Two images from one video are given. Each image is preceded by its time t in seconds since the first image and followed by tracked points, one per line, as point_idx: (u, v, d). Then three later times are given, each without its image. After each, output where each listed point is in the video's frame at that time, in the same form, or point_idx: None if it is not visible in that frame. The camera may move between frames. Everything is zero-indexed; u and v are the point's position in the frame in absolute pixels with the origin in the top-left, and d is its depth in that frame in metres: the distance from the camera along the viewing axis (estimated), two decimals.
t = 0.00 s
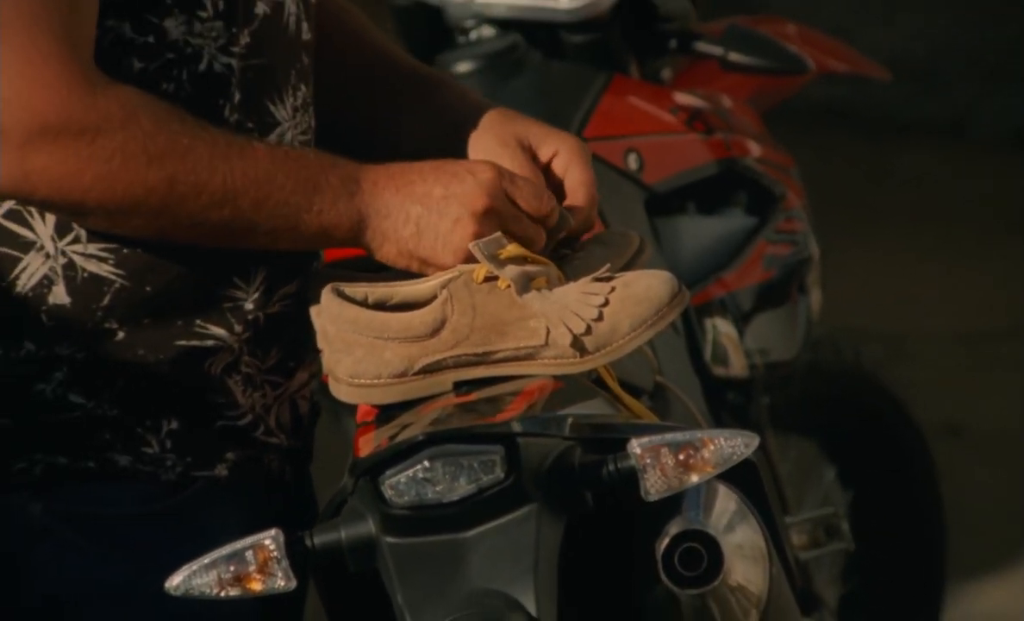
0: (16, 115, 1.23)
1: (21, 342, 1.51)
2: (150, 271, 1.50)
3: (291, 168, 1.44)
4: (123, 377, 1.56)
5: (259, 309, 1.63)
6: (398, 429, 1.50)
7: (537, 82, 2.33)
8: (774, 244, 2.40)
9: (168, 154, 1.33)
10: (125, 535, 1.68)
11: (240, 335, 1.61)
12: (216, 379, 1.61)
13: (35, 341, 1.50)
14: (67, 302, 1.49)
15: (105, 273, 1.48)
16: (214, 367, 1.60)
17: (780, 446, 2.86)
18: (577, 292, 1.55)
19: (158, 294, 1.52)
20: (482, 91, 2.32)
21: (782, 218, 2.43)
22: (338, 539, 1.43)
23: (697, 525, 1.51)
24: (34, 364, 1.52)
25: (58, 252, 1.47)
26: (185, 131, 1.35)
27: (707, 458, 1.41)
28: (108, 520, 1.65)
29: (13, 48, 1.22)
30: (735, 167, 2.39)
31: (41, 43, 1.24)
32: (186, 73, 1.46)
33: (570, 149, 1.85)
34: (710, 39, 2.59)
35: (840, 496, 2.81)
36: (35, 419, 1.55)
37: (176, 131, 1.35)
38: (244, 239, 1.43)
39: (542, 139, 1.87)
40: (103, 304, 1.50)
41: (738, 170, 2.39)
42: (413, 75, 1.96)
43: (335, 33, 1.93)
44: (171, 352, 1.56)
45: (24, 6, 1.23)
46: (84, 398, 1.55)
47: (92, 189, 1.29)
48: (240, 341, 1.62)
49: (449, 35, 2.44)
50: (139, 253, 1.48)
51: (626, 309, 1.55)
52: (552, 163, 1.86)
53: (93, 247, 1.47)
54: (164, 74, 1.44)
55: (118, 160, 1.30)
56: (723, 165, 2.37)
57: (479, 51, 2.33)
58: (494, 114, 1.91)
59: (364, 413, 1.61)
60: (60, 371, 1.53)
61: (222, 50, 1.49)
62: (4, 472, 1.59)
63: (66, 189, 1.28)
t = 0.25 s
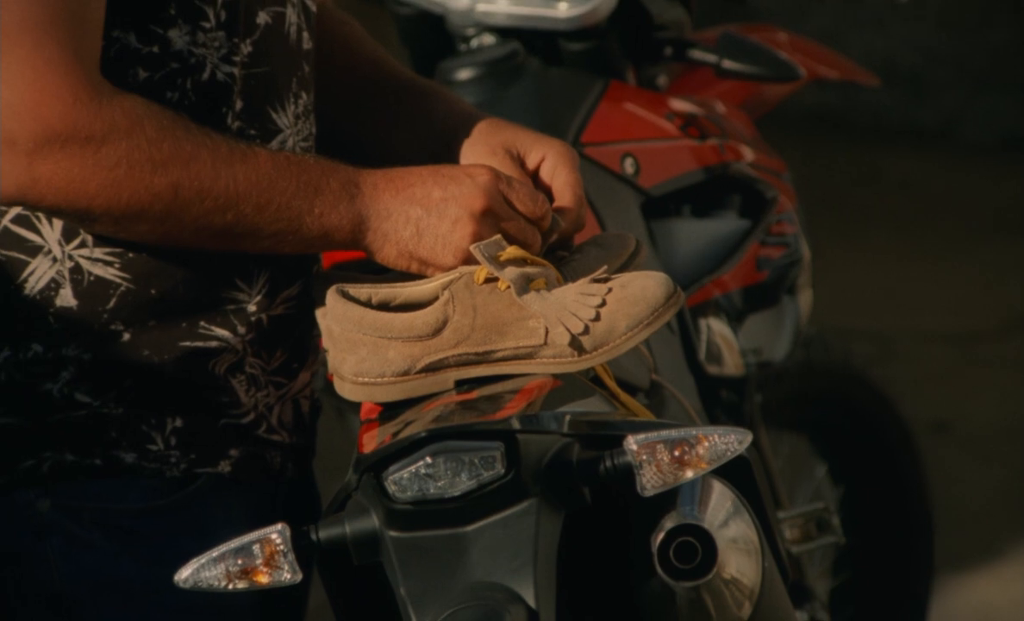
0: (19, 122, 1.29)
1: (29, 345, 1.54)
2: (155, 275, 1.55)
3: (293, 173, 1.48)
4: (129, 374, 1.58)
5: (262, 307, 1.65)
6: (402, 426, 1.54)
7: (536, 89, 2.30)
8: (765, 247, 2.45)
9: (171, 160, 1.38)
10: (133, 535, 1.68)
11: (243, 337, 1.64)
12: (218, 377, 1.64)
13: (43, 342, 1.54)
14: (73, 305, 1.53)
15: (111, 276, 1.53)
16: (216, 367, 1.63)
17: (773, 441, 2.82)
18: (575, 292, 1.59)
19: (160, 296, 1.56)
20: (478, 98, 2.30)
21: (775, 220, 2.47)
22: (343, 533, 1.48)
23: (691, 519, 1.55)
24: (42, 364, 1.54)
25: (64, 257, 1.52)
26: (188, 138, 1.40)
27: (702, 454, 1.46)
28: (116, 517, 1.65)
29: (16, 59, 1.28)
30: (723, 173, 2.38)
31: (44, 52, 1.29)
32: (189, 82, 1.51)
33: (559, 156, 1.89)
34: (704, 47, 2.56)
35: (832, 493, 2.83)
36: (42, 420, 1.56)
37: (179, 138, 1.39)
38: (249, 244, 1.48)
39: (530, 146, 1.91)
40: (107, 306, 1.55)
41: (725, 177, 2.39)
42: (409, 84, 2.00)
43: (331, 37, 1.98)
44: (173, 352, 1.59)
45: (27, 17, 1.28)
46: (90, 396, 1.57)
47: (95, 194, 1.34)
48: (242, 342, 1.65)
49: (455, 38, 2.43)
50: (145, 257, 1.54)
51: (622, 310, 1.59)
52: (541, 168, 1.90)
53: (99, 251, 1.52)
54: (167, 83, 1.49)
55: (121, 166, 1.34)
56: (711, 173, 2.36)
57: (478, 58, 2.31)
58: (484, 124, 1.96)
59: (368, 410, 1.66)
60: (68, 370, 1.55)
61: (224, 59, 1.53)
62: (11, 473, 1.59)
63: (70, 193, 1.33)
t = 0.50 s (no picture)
0: (33, 131, 1.31)
1: (38, 345, 1.57)
2: (160, 277, 1.60)
3: (296, 175, 1.53)
4: (135, 373, 1.62)
5: (266, 308, 1.70)
6: (405, 423, 1.58)
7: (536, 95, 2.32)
8: (758, 249, 2.48)
9: (180, 164, 1.42)
10: (141, 529, 1.70)
11: (246, 337, 1.68)
12: (221, 376, 1.69)
13: (52, 342, 1.57)
14: (81, 306, 1.58)
15: (117, 278, 1.58)
16: (220, 366, 1.68)
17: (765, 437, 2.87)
18: (573, 293, 1.64)
19: (164, 298, 1.61)
20: (478, 104, 2.30)
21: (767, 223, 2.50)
22: (347, 527, 1.53)
23: (686, 513, 1.60)
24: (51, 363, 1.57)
25: (72, 259, 1.56)
26: (196, 143, 1.44)
27: (696, 450, 1.50)
28: (122, 513, 1.67)
29: (30, 68, 1.30)
30: (714, 178, 2.40)
31: (57, 62, 1.31)
32: (194, 90, 1.55)
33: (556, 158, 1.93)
34: (699, 54, 2.59)
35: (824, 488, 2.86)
36: (50, 418, 1.59)
37: (187, 143, 1.43)
38: (253, 243, 1.52)
39: (528, 150, 1.95)
40: (114, 308, 1.59)
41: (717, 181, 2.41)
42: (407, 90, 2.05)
43: (332, 45, 2.04)
44: (178, 352, 1.64)
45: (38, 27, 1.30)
46: (98, 394, 1.60)
47: (107, 200, 1.38)
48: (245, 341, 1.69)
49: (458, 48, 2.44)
50: (151, 259, 1.59)
51: (619, 310, 1.64)
52: (536, 171, 1.94)
53: (106, 254, 1.57)
54: (174, 91, 1.53)
55: (132, 171, 1.38)
56: (700, 178, 2.38)
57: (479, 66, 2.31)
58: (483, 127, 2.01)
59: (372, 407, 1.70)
60: (75, 370, 1.59)
61: (228, 68, 1.58)
62: (20, 471, 1.60)
63: (84, 198, 1.36)
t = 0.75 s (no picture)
0: (51, 138, 1.36)
1: (50, 344, 1.60)
2: (169, 276, 1.63)
3: (307, 189, 1.57)
4: (145, 371, 1.65)
5: (269, 305, 1.73)
6: (407, 420, 1.64)
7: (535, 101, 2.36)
8: (751, 250, 2.53)
9: (193, 173, 1.46)
10: (150, 521, 1.73)
11: (252, 336, 1.71)
12: (228, 372, 1.71)
13: (63, 343, 1.60)
14: (90, 306, 1.60)
15: (126, 279, 1.61)
16: (226, 364, 1.71)
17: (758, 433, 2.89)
18: (571, 293, 1.68)
19: (173, 298, 1.64)
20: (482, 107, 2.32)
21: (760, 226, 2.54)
22: (352, 522, 1.57)
23: (681, 508, 1.64)
24: (62, 361, 1.61)
25: (82, 261, 1.59)
26: (210, 153, 1.48)
27: (691, 447, 1.55)
28: (131, 505, 1.70)
29: (47, 77, 1.35)
30: (710, 181, 2.43)
31: (73, 70, 1.36)
32: (200, 95, 1.58)
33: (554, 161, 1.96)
34: (694, 60, 2.61)
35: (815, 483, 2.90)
36: (62, 414, 1.62)
37: (201, 152, 1.48)
38: (263, 252, 1.57)
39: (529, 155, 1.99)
40: (123, 308, 1.62)
41: (711, 184, 2.44)
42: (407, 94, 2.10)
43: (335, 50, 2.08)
44: (186, 350, 1.67)
45: (53, 35, 1.35)
46: (107, 392, 1.64)
47: (120, 205, 1.43)
48: (251, 340, 1.72)
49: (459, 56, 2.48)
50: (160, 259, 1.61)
51: (616, 311, 1.68)
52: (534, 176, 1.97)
53: (116, 255, 1.59)
54: (180, 96, 1.56)
55: (146, 179, 1.42)
56: (694, 184, 2.41)
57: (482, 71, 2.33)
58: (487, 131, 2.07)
59: (376, 405, 1.75)
60: (86, 369, 1.62)
61: (234, 74, 1.61)
62: (33, 464, 1.64)
63: (99, 203, 1.41)
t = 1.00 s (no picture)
0: (68, 144, 1.42)
1: (63, 343, 1.66)
2: (178, 276, 1.68)
3: (314, 207, 1.63)
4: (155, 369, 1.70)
5: (275, 304, 1.77)
6: (410, 417, 1.68)
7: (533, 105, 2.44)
8: (744, 253, 2.56)
9: (204, 184, 1.51)
10: (160, 514, 1.77)
11: (257, 335, 1.76)
12: (234, 368, 1.75)
13: (76, 342, 1.66)
14: (103, 307, 1.66)
15: (137, 280, 1.66)
16: (231, 361, 1.75)
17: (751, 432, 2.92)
18: (570, 294, 1.73)
19: (182, 297, 1.69)
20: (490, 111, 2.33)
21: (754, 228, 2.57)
22: (356, 516, 1.61)
23: (676, 503, 1.68)
24: (74, 359, 1.66)
25: (93, 263, 1.64)
26: (221, 167, 1.53)
27: (686, 443, 1.59)
28: (141, 497, 1.74)
29: (66, 85, 1.40)
30: (704, 186, 2.47)
31: (91, 79, 1.41)
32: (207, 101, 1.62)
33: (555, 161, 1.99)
34: (688, 68, 2.65)
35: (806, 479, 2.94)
36: (74, 411, 1.68)
37: (213, 166, 1.53)
38: (270, 267, 1.61)
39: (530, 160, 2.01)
40: (134, 308, 1.67)
41: (705, 189, 2.48)
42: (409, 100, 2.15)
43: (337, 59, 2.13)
44: (194, 348, 1.71)
45: (72, 46, 1.40)
46: (119, 389, 1.69)
47: (133, 212, 1.47)
48: (256, 339, 1.76)
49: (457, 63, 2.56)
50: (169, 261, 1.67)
51: (613, 311, 1.73)
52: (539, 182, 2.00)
53: (126, 258, 1.65)
54: (187, 101, 1.60)
55: (157, 188, 1.48)
56: (691, 186, 2.45)
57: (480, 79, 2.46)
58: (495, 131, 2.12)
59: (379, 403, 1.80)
60: (98, 366, 1.67)
61: (239, 80, 1.65)
62: (46, 459, 1.69)
63: (112, 211, 1.46)
